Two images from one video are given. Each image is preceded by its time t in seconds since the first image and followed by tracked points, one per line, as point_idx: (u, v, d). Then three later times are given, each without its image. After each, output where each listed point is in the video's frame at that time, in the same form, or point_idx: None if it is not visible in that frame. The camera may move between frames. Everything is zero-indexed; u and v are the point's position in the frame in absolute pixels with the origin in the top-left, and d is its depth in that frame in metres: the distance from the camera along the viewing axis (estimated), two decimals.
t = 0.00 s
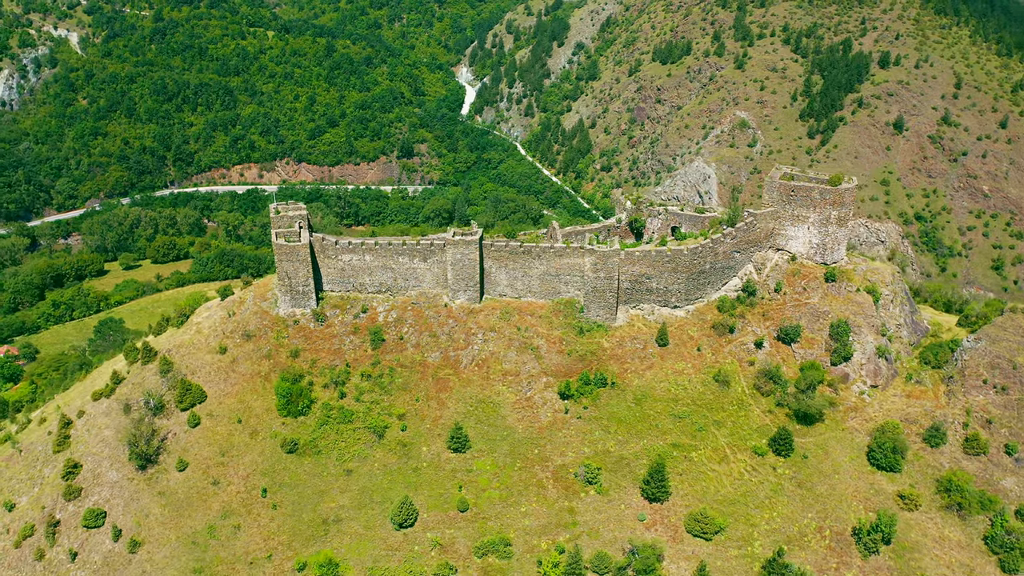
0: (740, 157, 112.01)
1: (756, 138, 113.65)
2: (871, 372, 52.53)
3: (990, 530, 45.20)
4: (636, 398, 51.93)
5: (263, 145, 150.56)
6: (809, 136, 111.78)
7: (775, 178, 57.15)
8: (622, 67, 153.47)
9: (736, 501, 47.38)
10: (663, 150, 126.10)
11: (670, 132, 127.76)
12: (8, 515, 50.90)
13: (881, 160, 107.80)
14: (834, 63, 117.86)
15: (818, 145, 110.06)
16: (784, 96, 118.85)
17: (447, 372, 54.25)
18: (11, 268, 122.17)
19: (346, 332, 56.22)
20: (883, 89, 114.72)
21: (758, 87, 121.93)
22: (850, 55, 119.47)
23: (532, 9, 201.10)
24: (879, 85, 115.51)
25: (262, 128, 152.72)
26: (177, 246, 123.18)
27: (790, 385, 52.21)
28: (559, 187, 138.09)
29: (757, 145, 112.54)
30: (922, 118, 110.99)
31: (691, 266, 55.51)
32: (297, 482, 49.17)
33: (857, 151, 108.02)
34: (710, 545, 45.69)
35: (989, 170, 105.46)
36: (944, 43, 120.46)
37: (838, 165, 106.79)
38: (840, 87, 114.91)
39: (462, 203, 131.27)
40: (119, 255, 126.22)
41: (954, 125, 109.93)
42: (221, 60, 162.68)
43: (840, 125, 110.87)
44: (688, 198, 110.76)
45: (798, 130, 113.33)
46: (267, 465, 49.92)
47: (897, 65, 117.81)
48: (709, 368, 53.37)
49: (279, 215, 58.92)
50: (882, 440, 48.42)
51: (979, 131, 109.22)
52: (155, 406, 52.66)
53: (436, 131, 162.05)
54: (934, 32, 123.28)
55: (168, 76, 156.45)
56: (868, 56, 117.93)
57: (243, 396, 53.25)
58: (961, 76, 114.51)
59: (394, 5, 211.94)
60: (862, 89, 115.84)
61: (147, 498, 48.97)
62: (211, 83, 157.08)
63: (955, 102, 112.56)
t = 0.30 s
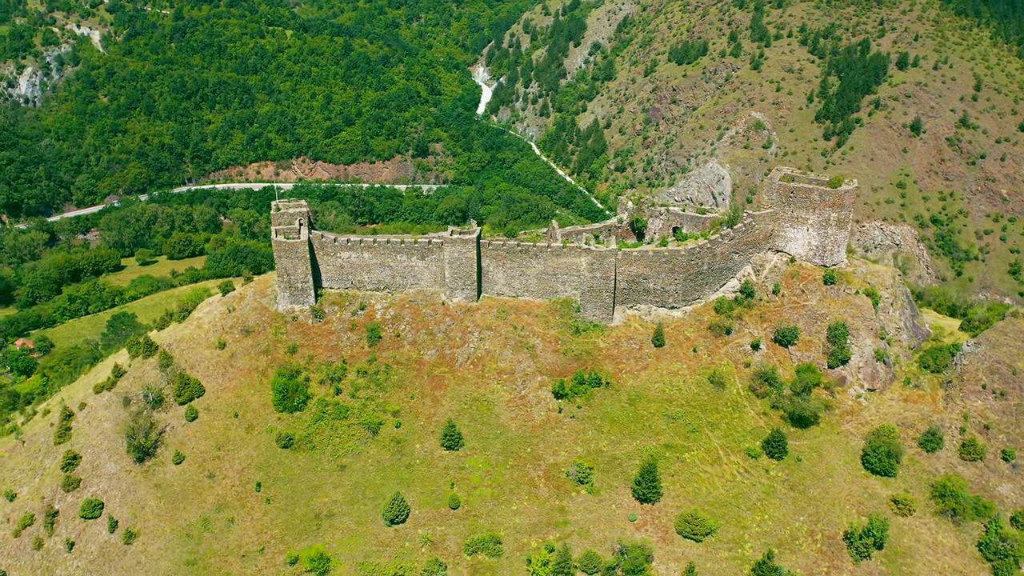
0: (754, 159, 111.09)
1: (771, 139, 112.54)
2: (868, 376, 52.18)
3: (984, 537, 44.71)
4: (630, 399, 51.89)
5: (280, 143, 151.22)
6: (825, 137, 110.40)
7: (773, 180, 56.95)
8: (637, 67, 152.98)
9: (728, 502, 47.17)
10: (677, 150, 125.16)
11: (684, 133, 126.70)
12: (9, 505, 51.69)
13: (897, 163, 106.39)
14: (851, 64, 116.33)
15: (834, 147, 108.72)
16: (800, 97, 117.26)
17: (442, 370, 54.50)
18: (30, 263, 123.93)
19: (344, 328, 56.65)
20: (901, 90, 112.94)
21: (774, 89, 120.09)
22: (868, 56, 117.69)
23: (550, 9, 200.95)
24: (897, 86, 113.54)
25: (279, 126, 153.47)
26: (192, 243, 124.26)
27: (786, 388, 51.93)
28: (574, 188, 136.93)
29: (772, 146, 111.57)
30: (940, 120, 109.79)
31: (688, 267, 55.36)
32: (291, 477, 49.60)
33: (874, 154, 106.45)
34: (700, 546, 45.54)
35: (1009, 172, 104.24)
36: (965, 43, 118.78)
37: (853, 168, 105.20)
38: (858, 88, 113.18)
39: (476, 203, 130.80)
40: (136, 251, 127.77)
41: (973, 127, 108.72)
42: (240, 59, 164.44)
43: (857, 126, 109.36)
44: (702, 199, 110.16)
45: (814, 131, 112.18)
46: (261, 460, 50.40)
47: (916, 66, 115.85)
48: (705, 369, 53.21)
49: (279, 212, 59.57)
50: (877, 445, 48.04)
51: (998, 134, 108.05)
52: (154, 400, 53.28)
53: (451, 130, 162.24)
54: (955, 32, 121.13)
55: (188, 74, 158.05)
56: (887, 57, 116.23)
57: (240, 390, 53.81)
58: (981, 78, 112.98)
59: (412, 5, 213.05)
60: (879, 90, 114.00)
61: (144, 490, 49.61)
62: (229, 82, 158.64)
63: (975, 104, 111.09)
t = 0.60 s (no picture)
0: (768, 160, 109.04)
1: (786, 140, 111.36)
2: (865, 379, 51.73)
3: (978, 543, 44.12)
4: (624, 399, 51.88)
5: (296, 142, 151.36)
6: (840, 139, 108.97)
7: (772, 181, 56.61)
8: (653, 67, 152.61)
9: (719, 504, 46.99)
10: (692, 151, 123.39)
11: (700, 133, 125.12)
12: (10, 495, 52.56)
13: (914, 165, 105.32)
14: (868, 65, 115.02)
15: (850, 149, 107.21)
16: (816, 99, 115.64)
17: (438, 367, 54.74)
18: (47, 258, 125.54)
19: (341, 325, 57.09)
20: (918, 92, 111.54)
21: (789, 90, 118.79)
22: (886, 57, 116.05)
23: (567, 9, 200.60)
24: (914, 87, 112.13)
25: (296, 124, 153.48)
26: (207, 240, 126.04)
27: (781, 390, 51.68)
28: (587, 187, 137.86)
29: (786, 147, 110.18)
30: (958, 122, 108.38)
31: (685, 267, 55.24)
32: (285, 472, 50.04)
33: (890, 156, 105.20)
34: (689, 548, 45.39)
35: None
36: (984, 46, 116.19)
37: (869, 170, 103.92)
38: (874, 89, 111.65)
39: (489, 202, 130.11)
40: (152, 247, 129.05)
41: (992, 129, 107.49)
42: (258, 57, 165.35)
43: (873, 128, 107.97)
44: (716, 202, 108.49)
45: (830, 133, 110.45)
46: (256, 455, 50.91)
47: (935, 67, 114.05)
48: (700, 370, 53.08)
49: (280, 209, 59.99)
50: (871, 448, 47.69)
51: (1017, 137, 106.69)
52: (153, 393, 54.10)
53: (466, 130, 162.02)
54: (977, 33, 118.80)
55: (206, 72, 159.84)
56: (904, 58, 114.61)
57: (238, 385, 54.40)
58: (1001, 80, 111.24)
59: (431, 5, 214.12)
60: (897, 92, 112.34)
61: (141, 482, 50.27)
62: (247, 80, 159.15)
63: (994, 107, 109.70)
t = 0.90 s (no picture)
0: (782, 161, 107.75)
1: (802, 142, 109.52)
2: (862, 383, 51.36)
3: (971, 550, 43.68)
4: (618, 399, 51.80)
5: (311, 140, 152.41)
6: (856, 141, 107.27)
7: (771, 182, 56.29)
8: (670, 67, 151.22)
9: (710, 506, 46.81)
10: (706, 152, 122.08)
11: (715, 134, 123.34)
12: (12, 485, 53.42)
13: (931, 168, 104.48)
14: (886, 67, 113.09)
15: (866, 151, 105.80)
16: (832, 100, 113.69)
17: (433, 365, 54.99)
18: (65, 253, 126.34)
19: (339, 322, 57.47)
20: (937, 93, 109.90)
21: (806, 91, 116.89)
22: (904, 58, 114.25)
23: (585, 9, 200.30)
24: (932, 89, 110.41)
25: (312, 123, 154.37)
26: (223, 237, 127.16)
27: (776, 392, 51.41)
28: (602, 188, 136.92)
29: (801, 149, 108.64)
30: (976, 125, 106.97)
31: (682, 268, 55.12)
32: (280, 467, 50.52)
33: (906, 158, 104.23)
34: (679, 549, 45.23)
35: None
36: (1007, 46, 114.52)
37: (884, 173, 103.45)
38: (892, 91, 110.06)
39: (503, 202, 129.68)
40: (168, 244, 129.95)
41: (1010, 132, 106.09)
42: (276, 56, 166.94)
43: (890, 130, 106.44)
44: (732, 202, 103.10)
45: (846, 134, 108.69)
46: (252, 449, 51.43)
47: (954, 69, 112.28)
48: (695, 371, 52.92)
49: (280, 206, 60.34)
50: (865, 452, 47.32)
51: None
52: (153, 387, 54.82)
53: (481, 130, 161.90)
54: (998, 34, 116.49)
55: (225, 71, 161.30)
56: (923, 60, 112.79)
57: (235, 380, 54.96)
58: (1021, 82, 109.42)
59: (449, 4, 214.93)
60: (916, 94, 110.57)
61: (138, 475, 50.94)
62: (265, 79, 161.35)
63: (1014, 109, 108.15)
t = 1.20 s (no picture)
0: (798, 164, 107.30)
1: (817, 144, 109.10)
2: (858, 387, 50.93)
3: (963, 556, 43.26)
4: (611, 399, 51.81)
5: (328, 138, 153.64)
6: (873, 143, 106.98)
7: (771, 183, 56.05)
8: (686, 68, 149.86)
9: (701, 507, 46.68)
10: (721, 153, 121.01)
11: (729, 135, 122.53)
12: (14, 475, 54.33)
13: (947, 171, 103.83)
14: (905, 69, 111.67)
15: (882, 153, 105.50)
16: (848, 102, 113.08)
17: (429, 363, 55.28)
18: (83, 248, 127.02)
19: (337, 319, 57.93)
20: (956, 96, 108.58)
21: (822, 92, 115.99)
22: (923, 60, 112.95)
23: (602, 9, 199.96)
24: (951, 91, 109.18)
25: (328, 121, 156.07)
26: (239, 235, 125.81)
27: (771, 395, 51.18)
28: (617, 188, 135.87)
29: (816, 151, 108.34)
30: (996, 127, 105.38)
31: (679, 269, 54.96)
32: (275, 461, 51.01)
33: (923, 160, 103.93)
34: (669, 550, 45.14)
35: None
36: None
37: (900, 175, 102.74)
38: (909, 93, 109.00)
39: (516, 201, 129.62)
40: (184, 241, 129.37)
41: None
42: (295, 55, 168.15)
43: (907, 132, 106.07)
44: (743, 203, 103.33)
45: (863, 136, 108.34)
46: (248, 444, 51.97)
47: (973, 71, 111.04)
48: (690, 372, 52.77)
49: (281, 203, 61.08)
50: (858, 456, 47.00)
51: None
52: (153, 380, 55.56)
53: (496, 129, 161.93)
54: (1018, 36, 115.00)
55: (243, 69, 162.73)
56: (942, 62, 111.54)
57: (234, 375, 55.58)
58: None
59: (467, 4, 215.53)
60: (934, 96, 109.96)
61: (136, 467, 51.63)
62: (283, 77, 162.17)
63: None
